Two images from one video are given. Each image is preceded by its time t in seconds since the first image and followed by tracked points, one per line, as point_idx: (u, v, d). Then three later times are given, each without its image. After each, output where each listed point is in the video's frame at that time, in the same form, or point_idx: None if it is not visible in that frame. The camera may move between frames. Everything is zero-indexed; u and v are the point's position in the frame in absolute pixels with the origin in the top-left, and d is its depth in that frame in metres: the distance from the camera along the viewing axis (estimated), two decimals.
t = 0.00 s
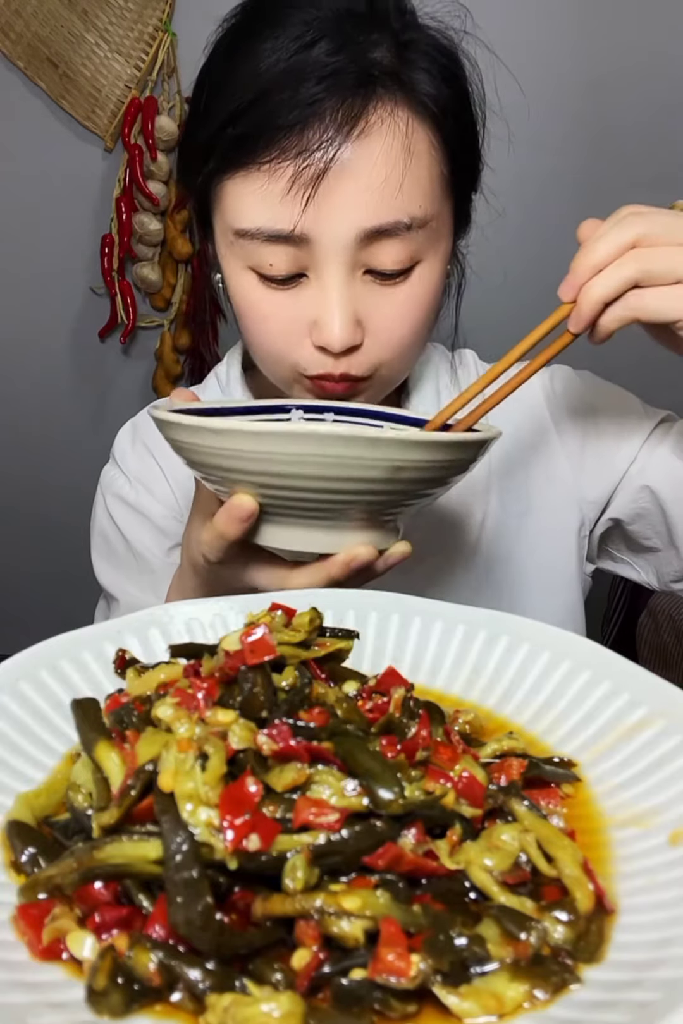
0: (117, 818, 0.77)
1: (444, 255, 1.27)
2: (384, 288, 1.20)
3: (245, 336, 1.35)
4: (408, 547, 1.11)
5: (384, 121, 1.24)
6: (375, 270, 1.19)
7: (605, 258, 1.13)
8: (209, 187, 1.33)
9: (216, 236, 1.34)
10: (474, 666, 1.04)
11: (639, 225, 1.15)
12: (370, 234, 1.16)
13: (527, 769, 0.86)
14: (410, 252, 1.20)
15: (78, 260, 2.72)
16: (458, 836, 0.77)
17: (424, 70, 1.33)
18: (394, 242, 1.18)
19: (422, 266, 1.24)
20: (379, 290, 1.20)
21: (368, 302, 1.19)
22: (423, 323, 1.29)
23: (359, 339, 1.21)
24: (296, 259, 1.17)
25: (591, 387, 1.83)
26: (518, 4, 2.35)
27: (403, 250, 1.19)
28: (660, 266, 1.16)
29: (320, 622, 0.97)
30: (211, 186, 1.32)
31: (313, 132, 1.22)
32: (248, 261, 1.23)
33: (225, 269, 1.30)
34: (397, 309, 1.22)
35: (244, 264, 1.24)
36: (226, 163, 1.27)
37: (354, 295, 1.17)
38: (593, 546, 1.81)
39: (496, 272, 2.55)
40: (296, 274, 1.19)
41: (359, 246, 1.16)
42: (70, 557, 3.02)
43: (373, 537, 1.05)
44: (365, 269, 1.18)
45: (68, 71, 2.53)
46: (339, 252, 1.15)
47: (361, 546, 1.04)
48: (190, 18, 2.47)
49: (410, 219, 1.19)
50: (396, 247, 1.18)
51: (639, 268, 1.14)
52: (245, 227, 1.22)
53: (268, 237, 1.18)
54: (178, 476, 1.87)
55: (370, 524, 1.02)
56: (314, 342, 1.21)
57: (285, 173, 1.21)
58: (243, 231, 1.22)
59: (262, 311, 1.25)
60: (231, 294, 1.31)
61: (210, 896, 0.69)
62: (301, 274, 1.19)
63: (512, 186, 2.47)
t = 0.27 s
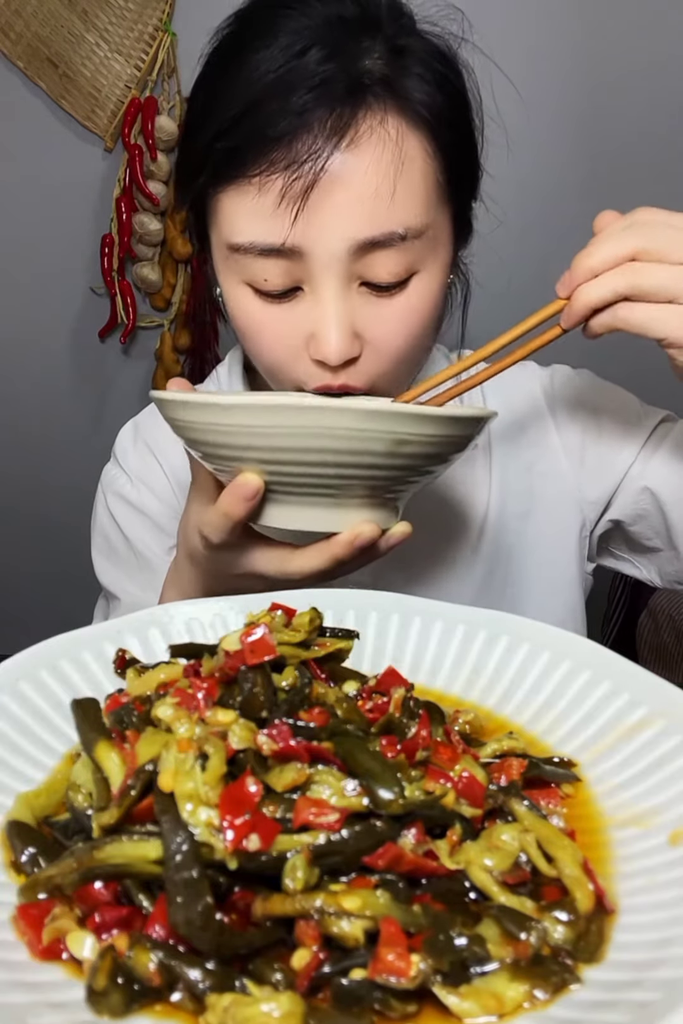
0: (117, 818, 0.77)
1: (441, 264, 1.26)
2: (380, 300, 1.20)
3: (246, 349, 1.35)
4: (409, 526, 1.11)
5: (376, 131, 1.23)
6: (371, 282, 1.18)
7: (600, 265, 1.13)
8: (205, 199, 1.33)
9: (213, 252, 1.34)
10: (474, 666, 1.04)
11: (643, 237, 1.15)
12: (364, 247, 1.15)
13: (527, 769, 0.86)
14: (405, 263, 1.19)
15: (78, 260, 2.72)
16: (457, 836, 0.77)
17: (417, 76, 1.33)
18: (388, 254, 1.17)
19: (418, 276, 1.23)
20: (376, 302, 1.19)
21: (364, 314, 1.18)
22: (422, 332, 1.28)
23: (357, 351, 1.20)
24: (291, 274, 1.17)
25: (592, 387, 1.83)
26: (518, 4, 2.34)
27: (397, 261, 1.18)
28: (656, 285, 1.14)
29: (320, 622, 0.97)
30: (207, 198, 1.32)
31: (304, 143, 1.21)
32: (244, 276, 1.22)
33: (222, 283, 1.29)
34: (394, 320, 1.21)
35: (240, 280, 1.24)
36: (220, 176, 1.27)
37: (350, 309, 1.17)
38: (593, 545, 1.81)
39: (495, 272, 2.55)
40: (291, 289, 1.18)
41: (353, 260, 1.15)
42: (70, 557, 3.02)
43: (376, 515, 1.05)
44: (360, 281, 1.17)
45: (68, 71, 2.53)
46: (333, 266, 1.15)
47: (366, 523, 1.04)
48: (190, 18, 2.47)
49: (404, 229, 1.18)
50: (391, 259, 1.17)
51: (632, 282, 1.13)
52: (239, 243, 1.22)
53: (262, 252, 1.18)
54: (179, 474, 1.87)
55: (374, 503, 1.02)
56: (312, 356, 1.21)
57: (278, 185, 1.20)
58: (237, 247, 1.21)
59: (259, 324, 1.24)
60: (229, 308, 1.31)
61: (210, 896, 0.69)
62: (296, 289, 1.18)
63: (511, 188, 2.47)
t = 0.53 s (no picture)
0: (117, 818, 0.77)
1: (433, 263, 1.25)
2: (368, 301, 1.19)
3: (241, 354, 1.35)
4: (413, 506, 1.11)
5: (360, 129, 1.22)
6: (358, 284, 1.17)
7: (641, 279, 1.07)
8: (194, 200, 1.35)
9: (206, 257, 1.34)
10: (474, 666, 1.04)
11: None
12: (349, 248, 1.14)
13: (527, 769, 0.86)
14: (392, 265, 1.18)
15: (78, 260, 2.72)
16: (458, 836, 0.77)
17: (406, 77, 1.33)
18: (375, 255, 1.16)
19: (409, 275, 1.22)
20: (363, 304, 1.18)
21: (352, 314, 1.17)
22: (416, 333, 1.27)
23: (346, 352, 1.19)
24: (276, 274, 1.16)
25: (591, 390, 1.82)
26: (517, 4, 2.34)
27: (385, 260, 1.17)
28: None
29: (320, 622, 0.97)
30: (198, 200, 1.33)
31: (284, 139, 1.21)
32: (233, 278, 1.22)
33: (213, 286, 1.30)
34: (383, 322, 1.20)
35: (230, 283, 1.24)
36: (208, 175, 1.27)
37: (337, 309, 1.16)
38: (589, 547, 1.80)
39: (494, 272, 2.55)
40: (278, 290, 1.18)
41: (338, 259, 1.14)
42: (70, 557, 3.02)
43: (383, 489, 1.04)
44: (347, 283, 1.16)
45: (67, 71, 2.53)
46: (319, 268, 1.14)
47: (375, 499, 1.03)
48: (190, 18, 2.47)
49: (389, 231, 1.17)
50: (378, 260, 1.16)
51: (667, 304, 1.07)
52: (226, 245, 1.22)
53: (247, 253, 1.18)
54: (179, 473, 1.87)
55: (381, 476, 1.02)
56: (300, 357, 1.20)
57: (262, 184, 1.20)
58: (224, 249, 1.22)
59: (250, 327, 1.24)
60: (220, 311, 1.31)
61: (210, 896, 0.69)
62: (284, 290, 1.18)
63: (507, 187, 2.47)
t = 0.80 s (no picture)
0: (117, 818, 0.77)
1: (429, 266, 1.25)
2: (363, 304, 1.19)
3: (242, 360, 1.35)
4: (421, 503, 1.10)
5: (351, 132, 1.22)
6: (352, 287, 1.17)
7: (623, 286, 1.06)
8: (189, 204, 1.35)
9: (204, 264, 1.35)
10: (474, 665, 1.04)
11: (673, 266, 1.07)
12: (341, 252, 1.14)
13: (527, 769, 0.86)
14: (385, 268, 1.18)
15: (78, 260, 2.72)
16: (458, 836, 0.77)
17: (400, 80, 1.32)
18: (367, 258, 1.16)
19: (405, 279, 1.21)
20: (358, 307, 1.18)
21: (347, 319, 1.18)
22: (414, 337, 1.26)
23: (342, 355, 1.19)
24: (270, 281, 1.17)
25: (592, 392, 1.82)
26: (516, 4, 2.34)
27: (379, 264, 1.17)
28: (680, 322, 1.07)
29: (320, 622, 0.97)
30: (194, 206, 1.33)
31: (276, 146, 1.21)
32: (228, 283, 1.23)
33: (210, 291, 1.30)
34: (379, 324, 1.20)
35: (226, 288, 1.24)
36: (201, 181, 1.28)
37: (332, 314, 1.16)
38: (585, 551, 1.79)
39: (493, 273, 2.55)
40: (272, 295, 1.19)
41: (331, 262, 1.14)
42: (70, 557, 3.02)
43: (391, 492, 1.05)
44: (341, 286, 1.16)
45: (68, 71, 2.53)
46: (311, 272, 1.14)
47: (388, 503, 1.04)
48: (190, 18, 2.47)
49: (382, 234, 1.17)
50: (371, 263, 1.16)
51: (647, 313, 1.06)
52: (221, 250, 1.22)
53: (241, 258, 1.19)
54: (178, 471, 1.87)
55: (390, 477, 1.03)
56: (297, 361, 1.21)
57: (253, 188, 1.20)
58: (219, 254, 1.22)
59: (246, 331, 1.25)
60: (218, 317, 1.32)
61: (210, 896, 0.69)
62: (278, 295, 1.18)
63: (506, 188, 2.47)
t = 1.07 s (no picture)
0: (117, 818, 0.77)
1: (419, 216, 1.27)
2: (361, 262, 1.21)
3: (248, 355, 1.37)
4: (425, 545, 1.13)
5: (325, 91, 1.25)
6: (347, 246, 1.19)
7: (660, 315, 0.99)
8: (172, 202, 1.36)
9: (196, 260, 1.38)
10: (474, 666, 1.04)
11: None
12: (331, 206, 1.17)
13: (527, 769, 0.86)
14: (376, 218, 1.20)
15: (78, 260, 2.72)
16: (458, 836, 0.77)
17: (363, 48, 1.33)
18: (358, 208, 1.19)
19: (398, 234, 1.24)
20: (356, 266, 1.20)
21: (347, 281, 1.19)
22: (418, 295, 1.28)
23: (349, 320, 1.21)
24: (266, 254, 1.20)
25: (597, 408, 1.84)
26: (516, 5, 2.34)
27: (368, 217, 1.20)
28: None
29: (320, 622, 0.97)
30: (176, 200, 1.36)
31: (249, 117, 1.23)
32: (226, 266, 1.25)
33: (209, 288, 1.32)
34: (380, 282, 1.22)
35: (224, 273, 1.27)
36: (181, 170, 1.30)
37: (330, 277, 1.18)
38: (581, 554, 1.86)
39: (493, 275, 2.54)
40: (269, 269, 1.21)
41: (324, 220, 1.16)
42: (71, 557, 3.02)
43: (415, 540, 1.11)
44: (336, 246, 1.19)
45: (67, 71, 2.53)
46: (306, 233, 1.16)
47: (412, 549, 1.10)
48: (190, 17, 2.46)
49: (369, 184, 1.20)
50: (362, 214, 1.19)
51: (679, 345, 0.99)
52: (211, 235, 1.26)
53: (235, 237, 1.21)
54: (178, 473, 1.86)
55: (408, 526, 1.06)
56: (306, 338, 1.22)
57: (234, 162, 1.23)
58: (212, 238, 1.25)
59: (250, 320, 1.26)
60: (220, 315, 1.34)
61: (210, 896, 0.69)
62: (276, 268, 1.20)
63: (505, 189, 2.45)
